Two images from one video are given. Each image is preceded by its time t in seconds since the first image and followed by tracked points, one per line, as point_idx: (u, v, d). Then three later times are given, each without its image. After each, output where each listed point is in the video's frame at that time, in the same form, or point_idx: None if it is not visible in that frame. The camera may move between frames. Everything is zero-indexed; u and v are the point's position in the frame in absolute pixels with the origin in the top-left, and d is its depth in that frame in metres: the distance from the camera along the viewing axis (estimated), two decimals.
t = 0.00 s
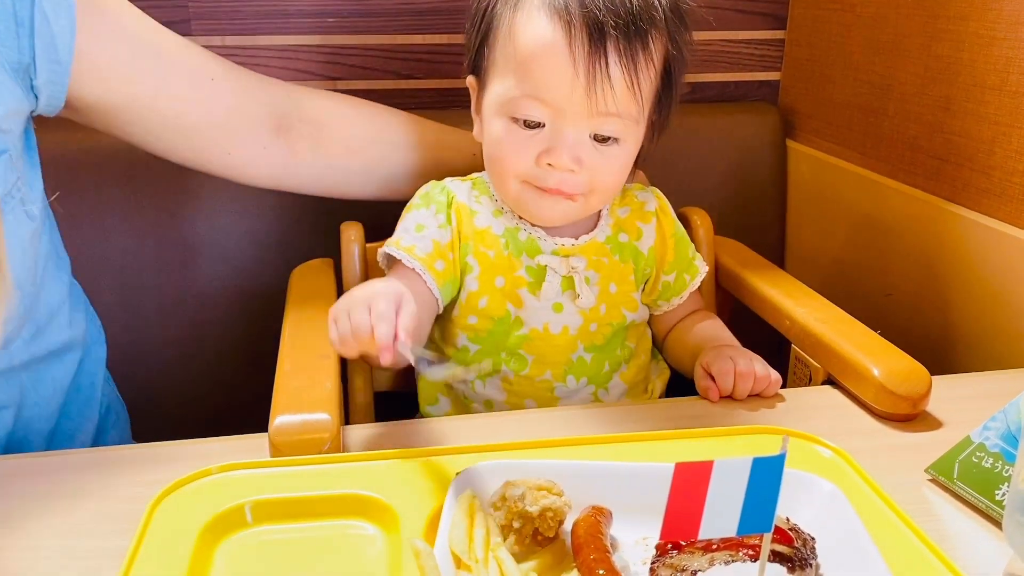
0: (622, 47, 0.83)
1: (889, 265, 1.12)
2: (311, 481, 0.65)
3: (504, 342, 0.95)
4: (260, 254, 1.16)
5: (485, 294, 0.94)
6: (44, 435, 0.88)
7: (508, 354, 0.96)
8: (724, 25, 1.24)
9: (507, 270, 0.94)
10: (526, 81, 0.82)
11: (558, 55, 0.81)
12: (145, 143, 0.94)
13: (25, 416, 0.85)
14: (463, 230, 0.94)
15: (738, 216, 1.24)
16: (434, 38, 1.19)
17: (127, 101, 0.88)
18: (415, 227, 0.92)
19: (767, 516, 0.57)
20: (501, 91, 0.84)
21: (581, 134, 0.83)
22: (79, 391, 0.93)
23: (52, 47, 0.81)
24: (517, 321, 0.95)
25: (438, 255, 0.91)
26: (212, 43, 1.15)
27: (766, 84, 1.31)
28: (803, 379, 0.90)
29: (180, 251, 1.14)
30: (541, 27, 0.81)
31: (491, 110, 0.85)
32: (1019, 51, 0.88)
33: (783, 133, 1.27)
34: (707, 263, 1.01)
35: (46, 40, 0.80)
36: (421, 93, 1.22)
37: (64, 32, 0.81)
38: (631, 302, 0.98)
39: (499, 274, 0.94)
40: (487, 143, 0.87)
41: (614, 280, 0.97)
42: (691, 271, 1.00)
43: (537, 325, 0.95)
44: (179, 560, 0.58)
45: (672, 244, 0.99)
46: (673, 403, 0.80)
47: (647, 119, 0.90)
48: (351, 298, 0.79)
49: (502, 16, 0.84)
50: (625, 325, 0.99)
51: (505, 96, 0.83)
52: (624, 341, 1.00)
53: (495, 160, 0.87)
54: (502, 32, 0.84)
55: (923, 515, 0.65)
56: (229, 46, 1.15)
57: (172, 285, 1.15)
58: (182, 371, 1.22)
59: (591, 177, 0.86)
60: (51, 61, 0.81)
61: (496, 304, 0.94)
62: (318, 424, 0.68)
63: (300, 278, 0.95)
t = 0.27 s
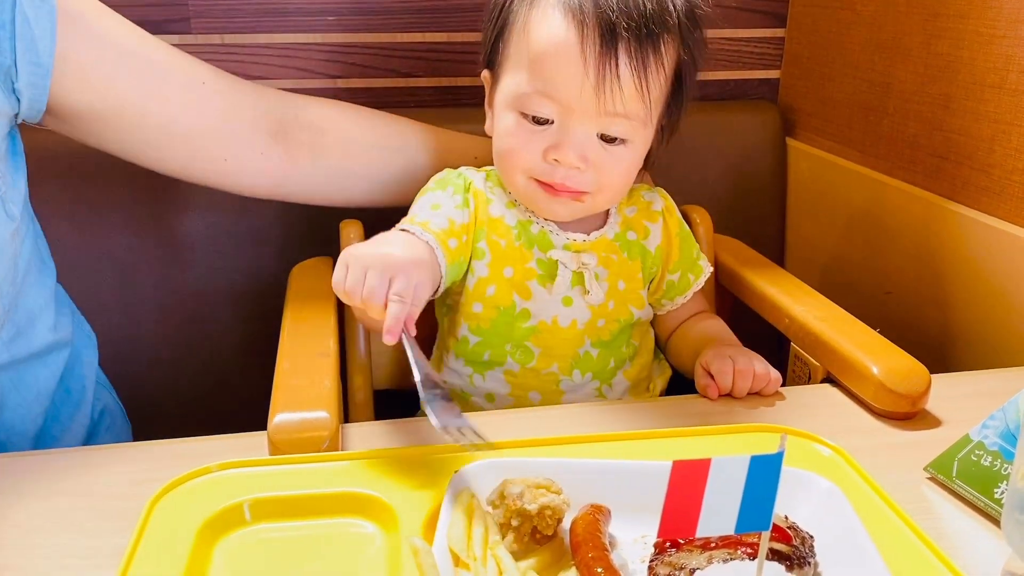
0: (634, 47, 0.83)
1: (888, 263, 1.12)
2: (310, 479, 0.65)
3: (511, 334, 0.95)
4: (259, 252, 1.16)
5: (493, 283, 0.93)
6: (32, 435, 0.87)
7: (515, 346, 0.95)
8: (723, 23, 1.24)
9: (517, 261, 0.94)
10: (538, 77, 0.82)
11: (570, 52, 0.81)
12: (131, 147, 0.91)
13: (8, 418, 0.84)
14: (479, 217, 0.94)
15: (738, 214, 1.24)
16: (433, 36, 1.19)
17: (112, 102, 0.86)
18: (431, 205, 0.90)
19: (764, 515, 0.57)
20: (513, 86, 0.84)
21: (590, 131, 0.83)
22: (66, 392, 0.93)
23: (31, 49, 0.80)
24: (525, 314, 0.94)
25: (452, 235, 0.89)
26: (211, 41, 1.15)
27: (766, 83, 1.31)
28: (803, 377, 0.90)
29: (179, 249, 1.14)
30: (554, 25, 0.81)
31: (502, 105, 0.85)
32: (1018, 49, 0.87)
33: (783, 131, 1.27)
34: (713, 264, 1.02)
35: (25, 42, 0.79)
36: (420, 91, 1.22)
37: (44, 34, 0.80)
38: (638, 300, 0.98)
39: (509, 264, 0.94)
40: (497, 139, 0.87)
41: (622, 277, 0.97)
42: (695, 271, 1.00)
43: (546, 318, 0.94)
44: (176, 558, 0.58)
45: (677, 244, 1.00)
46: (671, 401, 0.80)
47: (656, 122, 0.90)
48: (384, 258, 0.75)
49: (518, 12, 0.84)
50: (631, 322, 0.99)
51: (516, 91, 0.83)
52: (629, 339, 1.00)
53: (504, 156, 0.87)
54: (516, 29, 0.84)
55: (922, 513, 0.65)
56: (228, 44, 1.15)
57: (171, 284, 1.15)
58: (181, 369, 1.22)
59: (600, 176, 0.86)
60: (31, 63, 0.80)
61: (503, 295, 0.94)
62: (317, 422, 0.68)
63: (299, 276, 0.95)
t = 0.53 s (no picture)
0: (653, 51, 0.83)
1: (888, 261, 1.12)
2: (312, 477, 0.65)
3: (520, 330, 0.94)
4: (260, 250, 1.16)
5: (505, 278, 0.93)
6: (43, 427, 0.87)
7: (524, 343, 0.95)
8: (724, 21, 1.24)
9: (528, 258, 0.94)
10: (557, 77, 0.82)
11: (590, 54, 0.80)
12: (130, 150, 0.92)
13: (20, 404, 0.85)
14: (498, 208, 0.93)
15: (739, 212, 1.24)
16: (434, 34, 1.19)
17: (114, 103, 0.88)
18: (454, 189, 0.89)
19: (764, 513, 0.58)
20: (531, 85, 0.83)
21: (607, 134, 0.83)
22: (74, 384, 0.93)
23: (42, 45, 0.82)
24: (534, 311, 0.94)
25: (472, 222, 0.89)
26: (211, 40, 1.15)
27: (767, 81, 1.31)
28: (804, 376, 0.90)
29: (180, 247, 1.14)
30: (575, 25, 0.81)
31: (519, 104, 0.85)
32: (1019, 47, 0.87)
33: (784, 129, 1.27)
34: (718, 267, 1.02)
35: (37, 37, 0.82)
36: (421, 89, 1.22)
37: (55, 30, 0.83)
38: (646, 301, 0.99)
39: (521, 261, 0.94)
40: (512, 138, 0.87)
41: (630, 279, 0.98)
42: (700, 273, 1.00)
43: (555, 316, 0.94)
44: (177, 556, 0.58)
45: (682, 245, 1.00)
46: (672, 400, 0.80)
47: (671, 127, 0.90)
48: (454, 245, 0.67)
49: (539, 11, 0.84)
50: (637, 323, 1.00)
51: (534, 90, 0.83)
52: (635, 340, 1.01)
53: (519, 155, 0.86)
54: (536, 28, 0.84)
55: (923, 511, 0.65)
56: (228, 42, 1.15)
57: (171, 282, 1.15)
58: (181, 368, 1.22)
59: (614, 177, 0.86)
60: (41, 57, 0.82)
61: (513, 291, 0.94)
62: (317, 420, 0.68)
63: (300, 275, 0.95)
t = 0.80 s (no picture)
0: (665, 62, 0.83)
1: (889, 260, 1.12)
2: (314, 477, 0.65)
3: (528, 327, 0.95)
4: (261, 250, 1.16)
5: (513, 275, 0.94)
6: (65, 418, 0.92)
7: (531, 339, 0.95)
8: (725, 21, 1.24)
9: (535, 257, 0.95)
10: (569, 86, 0.81)
11: (603, 64, 0.80)
12: (149, 162, 0.96)
13: (47, 395, 0.90)
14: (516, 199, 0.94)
15: (740, 211, 1.24)
16: (435, 33, 1.19)
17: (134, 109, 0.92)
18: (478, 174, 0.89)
19: (767, 513, 0.57)
20: (542, 93, 0.83)
21: (617, 144, 0.83)
22: (93, 380, 0.97)
23: (78, 48, 0.86)
24: (541, 309, 0.95)
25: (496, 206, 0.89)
26: (213, 39, 1.15)
27: (768, 80, 1.31)
28: (805, 375, 0.91)
29: (181, 246, 1.14)
30: (589, 34, 0.81)
31: (529, 110, 0.85)
32: (1020, 47, 0.87)
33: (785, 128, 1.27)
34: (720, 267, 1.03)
35: (74, 39, 0.86)
36: (422, 88, 1.22)
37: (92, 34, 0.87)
38: (650, 301, 1.00)
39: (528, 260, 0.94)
40: (521, 144, 0.87)
41: (634, 279, 0.99)
42: (702, 273, 1.01)
43: (562, 313, 0.95)
44: (179, 555, 0.58)
45: (684, 245, 1.01)
46: (673, 399, 0.80)
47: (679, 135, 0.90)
48: (547, 238, 0.61)
49: (551, 17, 0.83)
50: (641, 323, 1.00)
51: (545, 98, 0.83)
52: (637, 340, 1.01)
53: (528, 161, 0.86)
54: (548, 35, 0.83)
55: (924, 511, 0.65)
56: (230, 41, 1.15)
57: (173, 281, 1.16)
58: (183, 367, 1.23)
59: (622, 186, 0.87)
60: (77, 59, 0.86)
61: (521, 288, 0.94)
62: (319, 420, 0.68)
63: (301, 274, 0.95)
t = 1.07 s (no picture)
0: (681, 68, 0.83)
1: (892, 259, 1.12)
2: (317, 476, 0.65)
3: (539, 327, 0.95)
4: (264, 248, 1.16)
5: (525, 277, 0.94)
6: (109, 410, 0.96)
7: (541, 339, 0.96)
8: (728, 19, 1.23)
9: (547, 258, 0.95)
10: (585, 91, 0.81)
11: (619, 70, 0.80)
12: (176, 167, 0.98)
13: (99, 386, 0.94)
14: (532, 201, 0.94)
15: (742, 210, 1.24)
16: (437, 32, 1.19)
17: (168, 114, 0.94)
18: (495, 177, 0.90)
19: (775, 512, 0.58)
20: (557, 97, 0.83)
21: (631, 149, 0.83)
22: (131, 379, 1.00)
23: (136, 54, 0.90)
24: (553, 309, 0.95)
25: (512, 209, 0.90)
26: (215, 37, 1.14)
27: (770, 79, 1.31)
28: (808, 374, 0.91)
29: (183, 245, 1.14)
30: (605, 39, 0.80)
31: (543, 113, 0.85)
32: None
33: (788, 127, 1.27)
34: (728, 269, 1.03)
35: (132, 45, 0.90)
36: (424, 86, 1.22)
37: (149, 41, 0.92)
38: (659, 303, 1.00)
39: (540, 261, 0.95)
40: (534, 146, 0.87)
41: (644, 280, 0.99)
42: (708, 275, 1.01)
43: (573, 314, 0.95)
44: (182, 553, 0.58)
45: (692, 247, 1.01)
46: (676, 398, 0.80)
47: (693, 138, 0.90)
48: (590, 265, 0.61)
49: (567, 20, 0.83)
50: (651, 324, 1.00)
51: (560, 102, 0.83)
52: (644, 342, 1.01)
53: (541, 164, 0.87)
54: (563, 38, 0.83)
55: (928, 510, 0.64)
56: (231, 40, 1.15)
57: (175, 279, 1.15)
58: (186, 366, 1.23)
59: (635, 189, 0.87)
60: (135, 62, 0.90)
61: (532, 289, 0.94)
62: (322, 418, 0.68)
63: (304, 272, 0.95)
